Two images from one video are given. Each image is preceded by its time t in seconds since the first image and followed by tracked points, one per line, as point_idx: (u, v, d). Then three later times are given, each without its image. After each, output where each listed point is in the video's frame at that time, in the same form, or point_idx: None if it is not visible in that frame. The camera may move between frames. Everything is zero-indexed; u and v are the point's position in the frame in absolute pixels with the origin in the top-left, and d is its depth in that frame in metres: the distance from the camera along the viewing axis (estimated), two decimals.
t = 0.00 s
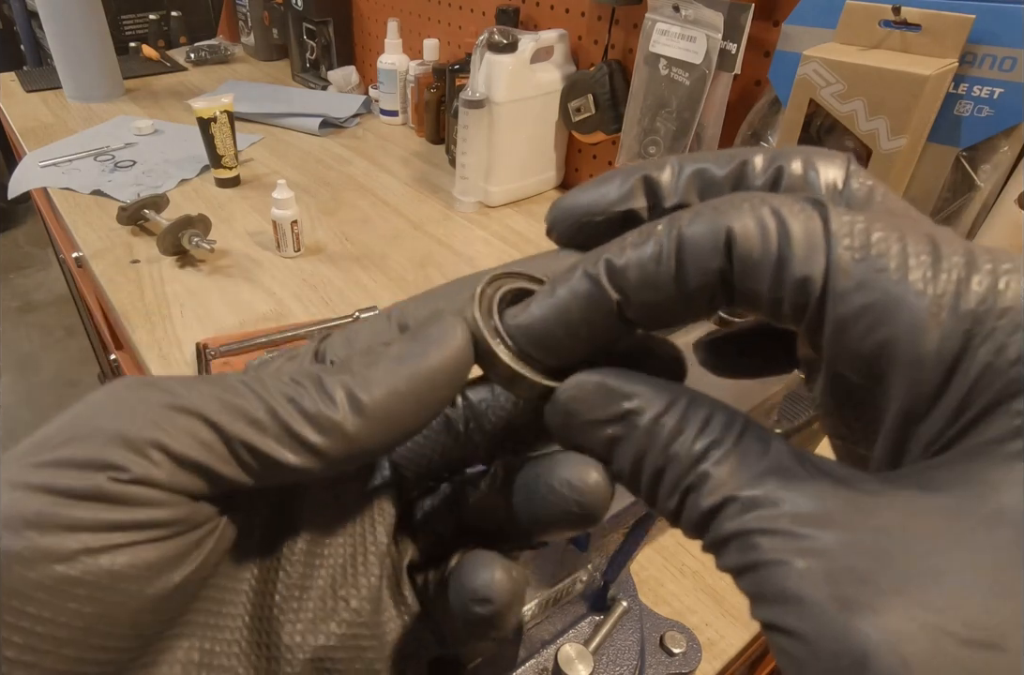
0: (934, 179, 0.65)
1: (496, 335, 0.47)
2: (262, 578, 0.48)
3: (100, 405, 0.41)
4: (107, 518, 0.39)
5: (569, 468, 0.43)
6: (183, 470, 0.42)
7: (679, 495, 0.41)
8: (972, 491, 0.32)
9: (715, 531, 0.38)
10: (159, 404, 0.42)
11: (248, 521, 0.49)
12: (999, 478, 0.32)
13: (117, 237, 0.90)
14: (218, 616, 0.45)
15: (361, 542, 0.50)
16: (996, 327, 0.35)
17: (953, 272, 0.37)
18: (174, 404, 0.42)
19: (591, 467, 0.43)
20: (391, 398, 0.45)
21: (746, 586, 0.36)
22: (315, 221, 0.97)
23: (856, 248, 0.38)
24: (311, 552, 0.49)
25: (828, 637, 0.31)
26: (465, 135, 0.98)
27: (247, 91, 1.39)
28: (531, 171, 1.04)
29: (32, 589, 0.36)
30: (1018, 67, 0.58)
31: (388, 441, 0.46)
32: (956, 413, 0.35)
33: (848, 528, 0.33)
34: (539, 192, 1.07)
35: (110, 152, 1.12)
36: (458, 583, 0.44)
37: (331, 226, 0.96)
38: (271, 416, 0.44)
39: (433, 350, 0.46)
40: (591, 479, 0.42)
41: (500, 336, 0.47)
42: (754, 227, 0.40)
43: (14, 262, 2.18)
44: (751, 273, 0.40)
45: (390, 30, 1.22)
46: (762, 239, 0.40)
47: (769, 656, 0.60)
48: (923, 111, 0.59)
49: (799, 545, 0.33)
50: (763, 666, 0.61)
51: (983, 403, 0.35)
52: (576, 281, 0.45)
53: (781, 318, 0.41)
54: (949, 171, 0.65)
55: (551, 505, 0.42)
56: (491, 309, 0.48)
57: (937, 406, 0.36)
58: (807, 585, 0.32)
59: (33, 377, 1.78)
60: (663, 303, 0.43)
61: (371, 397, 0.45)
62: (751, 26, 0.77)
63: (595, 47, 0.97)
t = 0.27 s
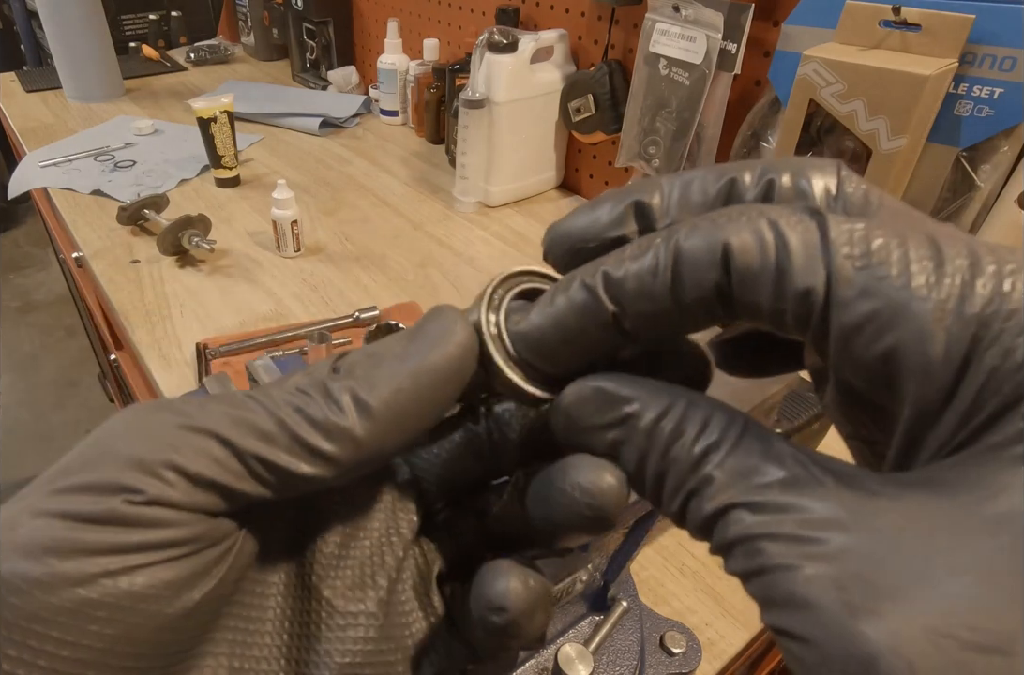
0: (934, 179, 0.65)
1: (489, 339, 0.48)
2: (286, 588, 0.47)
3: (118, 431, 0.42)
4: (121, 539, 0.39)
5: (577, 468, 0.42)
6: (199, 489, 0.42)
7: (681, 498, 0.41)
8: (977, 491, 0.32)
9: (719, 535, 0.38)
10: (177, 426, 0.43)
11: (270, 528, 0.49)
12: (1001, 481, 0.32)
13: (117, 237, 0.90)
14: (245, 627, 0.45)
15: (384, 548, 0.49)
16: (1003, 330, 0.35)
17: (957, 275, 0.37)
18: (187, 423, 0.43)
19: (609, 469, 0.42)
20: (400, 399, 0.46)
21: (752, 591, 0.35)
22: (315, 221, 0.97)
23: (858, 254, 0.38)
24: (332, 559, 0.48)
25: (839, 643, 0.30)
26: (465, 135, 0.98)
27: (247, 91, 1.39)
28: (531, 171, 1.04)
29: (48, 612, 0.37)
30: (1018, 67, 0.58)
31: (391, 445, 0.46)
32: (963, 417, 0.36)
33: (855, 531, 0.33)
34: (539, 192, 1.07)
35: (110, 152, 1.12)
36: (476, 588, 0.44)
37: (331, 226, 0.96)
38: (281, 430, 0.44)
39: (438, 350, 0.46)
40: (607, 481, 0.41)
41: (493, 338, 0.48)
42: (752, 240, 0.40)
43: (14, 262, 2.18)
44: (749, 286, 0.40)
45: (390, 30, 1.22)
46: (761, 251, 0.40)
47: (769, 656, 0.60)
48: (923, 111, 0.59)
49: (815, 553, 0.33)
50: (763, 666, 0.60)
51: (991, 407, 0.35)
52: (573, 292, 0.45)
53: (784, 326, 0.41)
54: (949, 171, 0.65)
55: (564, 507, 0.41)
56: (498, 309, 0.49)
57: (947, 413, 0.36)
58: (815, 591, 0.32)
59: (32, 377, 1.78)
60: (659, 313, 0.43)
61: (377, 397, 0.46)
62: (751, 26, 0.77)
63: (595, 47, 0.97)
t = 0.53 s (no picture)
0: (934, 179, 0.65)
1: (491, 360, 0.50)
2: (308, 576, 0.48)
3: (136, 422, 0.44)
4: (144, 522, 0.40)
5: (571, 483, 0.43)
6: (218, 472, 0.44)
7: (671, 510, 0.41)
8: (949, 508, 0.32)
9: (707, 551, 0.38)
10: (193, 415, 0.45)
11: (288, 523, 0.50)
12: (968, 498, 0.32)
13: (117, 237, 0.90)
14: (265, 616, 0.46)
15: (404, 540, 0.50)
16: (985, 335, 0.34)
17: (938, 276, 0.36)
18: (207, 412, 0.45)
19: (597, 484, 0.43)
20: (412, 402, 0.48)
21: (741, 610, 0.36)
22: (315, 221, 0.97)
23: (834, 256, 0.38)
24: (354, 552, 0.48)
25: (817, 666, 0.31)
26: (465, 135, 0.98)
27: (247, 91, 1.39)
28: (531, 171, 1.04)
29: (74, 594, 0.38)
30: (1018, 67, 0.58)
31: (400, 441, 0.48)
32: (944, 426, 0.35)
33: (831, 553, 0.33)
34: (539, 192, 1.07)
35: (110, 152, 1.12)
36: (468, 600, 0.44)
37: (331, 226, 0.96)
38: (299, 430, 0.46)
39: (439, 358, 0.49)
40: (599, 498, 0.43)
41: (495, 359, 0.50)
42: (735, 239, 0.40)
43: (14, 262, 2.18)
44: (734, 286, 0.40)
45: (390, 30, 1.22)
46: (742, 248, 0.40)
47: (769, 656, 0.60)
48: (923, 112, 0.59)
49: (806, 573, 0.33)
50: (763, 666, 0.60)
51: (971, 415, 0.34)
52: (567, 303, 0.45)
53: (770, 329, 0.41)
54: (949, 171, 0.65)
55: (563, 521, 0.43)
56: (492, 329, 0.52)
57: (926, 421, 0.36)
58: (796, 614, 0.32)
59: (32, 377, 1.78)
60: (650, 317, 0.43)
61: (394, 400, 0.48)
62: (751, 26, 0.77)
63: (595, 47, 0.97)
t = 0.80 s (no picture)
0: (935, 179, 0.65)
1: (497, 375, 0.50)
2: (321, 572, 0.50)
3: (150, 421, 0.45)
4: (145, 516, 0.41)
5: (590, 485, 0.42)
6: (221, 463, 0.45)
7: (703, 524, 0.41)
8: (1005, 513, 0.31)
9: (745, 568, 0.37)
10: (201, 413, 0.46)
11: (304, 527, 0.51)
12: None
13: (117, 237, 0.90)
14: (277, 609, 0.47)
15: (414, 543, 0.51)
16: None
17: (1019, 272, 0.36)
18: (212, 408, 0.47)
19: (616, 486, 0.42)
20: (412, 411, 0.49)
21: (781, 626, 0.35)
22: (315, 221, 0.97)
23: (931, 229, 0.39)
24: (368, 548, 0.51)
25: None
26: (465, 135, 0.98)
27: (247, 92, 1.39)
28: (532, 171, 1.04)
29: (79, 585, 0.39)
30: (1018, 67, 0.58)
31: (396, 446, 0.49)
32: (1004, 435, 0.34)
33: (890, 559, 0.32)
34: (539, 192, 1.07)
35: (110, 152, 1.12)
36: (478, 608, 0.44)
37: (331, 226, 0.96)
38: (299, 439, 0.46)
39: (441, 367, 0.50)
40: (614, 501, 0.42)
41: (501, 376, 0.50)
42: (840, 172, 0.42)
43: (14, 262, 2.18)
44: (816, 226, 0.43)
45: (390, 30, 1.22)
46: (848, 183, 0.42)
47: (769, 656, 0.60)
48: (923, 112, 0.59)
49: (850, 586, 0.32)
50: (763, 666, 0.61)
51: None
52: (644, 177, 0.48)
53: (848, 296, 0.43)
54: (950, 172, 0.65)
55: (574, 521, 0.42)
56: (494, 338, 0.51)
57: (984, 429, 0.35)
58: (852, 630, 0.31)
59: (32, 377, 1.78)
60: (718, 223, 0.46)
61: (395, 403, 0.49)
62: (751, 26, 0.77)
63: (595, 47, 0.97)
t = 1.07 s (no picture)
0: (935, 179, 0.65)
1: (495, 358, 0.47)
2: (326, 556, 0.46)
3: (163, 406, 0.44)
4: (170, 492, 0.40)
5: (583, 463, 0.38)
6: (238, 443, 0.44)
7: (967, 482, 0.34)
8: None
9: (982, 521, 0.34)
10: (216, 396, 0.45)
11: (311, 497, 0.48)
12: None
13: (116, 237, 0.90)
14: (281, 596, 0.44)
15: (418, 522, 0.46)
16: None
17: None
18: (226, 390, 0.45)
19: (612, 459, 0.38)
20: (421, 392, 0.46)
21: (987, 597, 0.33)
22: (315, 221, 0.97)
23: None
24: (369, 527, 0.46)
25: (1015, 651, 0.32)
26: (465, 135, 0.98)
27: (247, 91, 1.39)
28: (532, 171, 1.04)
29: (100, 558, 0.38)
30: (1018, 67, 0.58)
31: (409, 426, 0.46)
32: None
33: None
34: (539, 192, 1.07)
35: (110, 151, 1.12)
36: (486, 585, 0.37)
37: (331, 226, 0.96)
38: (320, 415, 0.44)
39: (448, 351, 0.47)
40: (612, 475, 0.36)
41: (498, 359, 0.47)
42: None
43: (14, 262, 2.18)
44: None
45: (390, 30, 1.22)
46: None
47: (770, 656, 0.60)
48: (923, 112, 0.59)
49: None
50: (763, 666, 0.61)
51: None
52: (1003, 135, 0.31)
53: None
54: (949, 173, 0.65)
55: (567, 500, 0.37)
56: (502, 317, 0.47)
57: None
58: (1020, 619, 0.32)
59: (33, 377, 1.78)
60: None
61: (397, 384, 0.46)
62: (750, 26, 0.76)
63: (595, 47, 0.97)
